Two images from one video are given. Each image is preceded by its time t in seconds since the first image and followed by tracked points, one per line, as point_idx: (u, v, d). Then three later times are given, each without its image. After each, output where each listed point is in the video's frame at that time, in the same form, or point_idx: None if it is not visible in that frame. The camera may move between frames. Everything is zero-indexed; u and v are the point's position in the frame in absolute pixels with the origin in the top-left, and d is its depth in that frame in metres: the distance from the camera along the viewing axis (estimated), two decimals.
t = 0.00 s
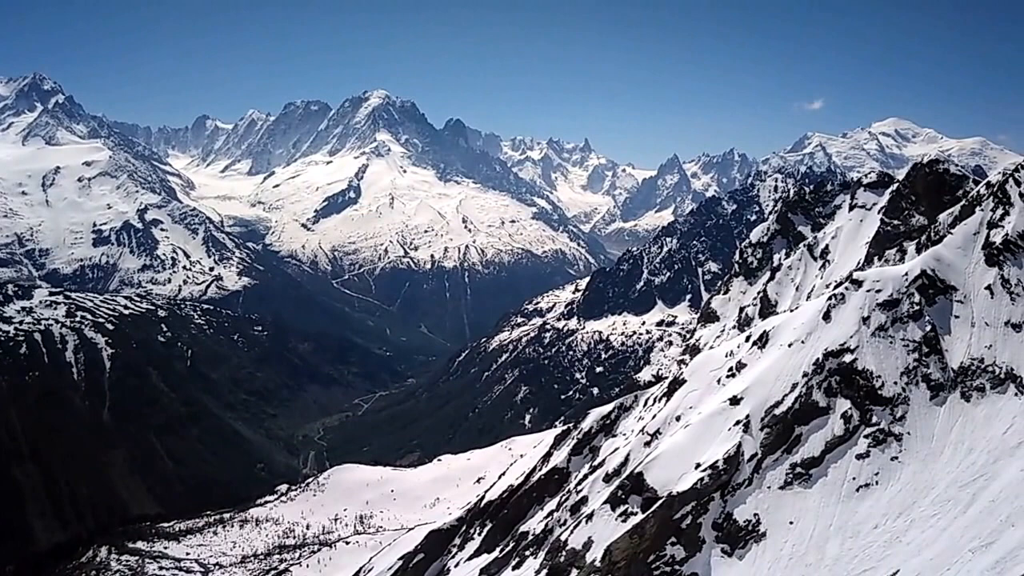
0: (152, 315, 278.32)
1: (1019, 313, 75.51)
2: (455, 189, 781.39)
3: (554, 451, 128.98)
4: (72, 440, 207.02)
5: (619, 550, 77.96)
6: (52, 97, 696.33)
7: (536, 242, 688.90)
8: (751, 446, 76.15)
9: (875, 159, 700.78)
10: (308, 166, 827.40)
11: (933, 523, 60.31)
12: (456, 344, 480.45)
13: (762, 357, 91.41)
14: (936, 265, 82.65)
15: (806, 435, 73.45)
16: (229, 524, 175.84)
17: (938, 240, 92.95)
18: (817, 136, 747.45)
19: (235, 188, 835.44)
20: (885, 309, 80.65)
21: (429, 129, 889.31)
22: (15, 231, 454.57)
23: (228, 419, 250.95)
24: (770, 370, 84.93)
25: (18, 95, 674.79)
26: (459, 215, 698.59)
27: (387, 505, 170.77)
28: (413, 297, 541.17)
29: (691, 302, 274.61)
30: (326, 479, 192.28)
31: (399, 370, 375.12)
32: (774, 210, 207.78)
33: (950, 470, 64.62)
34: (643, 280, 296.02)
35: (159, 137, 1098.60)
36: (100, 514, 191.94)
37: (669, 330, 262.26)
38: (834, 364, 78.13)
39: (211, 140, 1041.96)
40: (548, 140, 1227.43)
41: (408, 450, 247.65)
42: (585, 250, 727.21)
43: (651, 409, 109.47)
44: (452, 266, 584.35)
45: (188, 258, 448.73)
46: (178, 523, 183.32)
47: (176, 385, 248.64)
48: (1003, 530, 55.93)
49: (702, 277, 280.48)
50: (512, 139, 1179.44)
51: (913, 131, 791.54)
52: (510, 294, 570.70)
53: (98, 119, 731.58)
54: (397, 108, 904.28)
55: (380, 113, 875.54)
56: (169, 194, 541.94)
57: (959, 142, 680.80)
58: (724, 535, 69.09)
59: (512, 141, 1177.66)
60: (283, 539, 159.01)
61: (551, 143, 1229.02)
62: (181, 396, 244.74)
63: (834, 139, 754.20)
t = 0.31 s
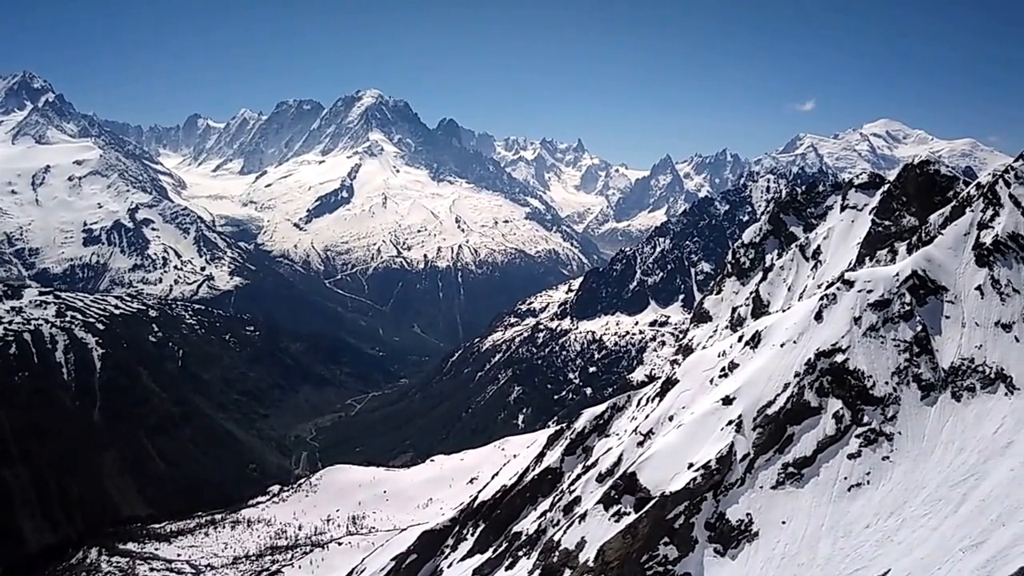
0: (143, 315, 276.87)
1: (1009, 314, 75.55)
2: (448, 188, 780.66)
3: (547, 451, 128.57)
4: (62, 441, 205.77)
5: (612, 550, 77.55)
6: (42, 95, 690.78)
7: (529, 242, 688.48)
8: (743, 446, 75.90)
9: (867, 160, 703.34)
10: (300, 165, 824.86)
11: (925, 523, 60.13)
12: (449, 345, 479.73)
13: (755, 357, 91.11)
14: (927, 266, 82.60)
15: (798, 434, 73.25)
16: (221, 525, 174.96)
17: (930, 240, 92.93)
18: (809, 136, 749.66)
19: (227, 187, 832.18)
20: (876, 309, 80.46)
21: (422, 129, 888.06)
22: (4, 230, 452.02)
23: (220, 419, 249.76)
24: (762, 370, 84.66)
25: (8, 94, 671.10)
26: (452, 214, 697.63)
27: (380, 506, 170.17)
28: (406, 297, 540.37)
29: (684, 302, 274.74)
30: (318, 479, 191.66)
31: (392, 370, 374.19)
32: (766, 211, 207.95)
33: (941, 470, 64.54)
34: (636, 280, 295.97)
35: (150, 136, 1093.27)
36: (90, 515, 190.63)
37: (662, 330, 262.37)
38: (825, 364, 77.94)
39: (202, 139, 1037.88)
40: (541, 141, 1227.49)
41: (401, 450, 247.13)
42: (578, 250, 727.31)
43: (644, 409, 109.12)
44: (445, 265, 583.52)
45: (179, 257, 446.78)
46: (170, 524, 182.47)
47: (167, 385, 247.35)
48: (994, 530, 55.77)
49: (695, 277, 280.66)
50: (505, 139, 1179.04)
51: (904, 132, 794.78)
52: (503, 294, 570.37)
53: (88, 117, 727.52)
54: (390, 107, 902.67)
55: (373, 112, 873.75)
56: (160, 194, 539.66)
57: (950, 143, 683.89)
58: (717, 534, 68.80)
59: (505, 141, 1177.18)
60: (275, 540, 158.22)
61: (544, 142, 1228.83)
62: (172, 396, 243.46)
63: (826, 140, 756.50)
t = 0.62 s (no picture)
0: (138, 315, 275.74)
1: (1005, 313, 74.91)
2: (445, 189, 779.59)
3: (545, 451, 127.83)
4: (56, 442, 204.86)
5: (609, 550, 76.80)
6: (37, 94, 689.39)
7: (527, 242, 687.79)
8: (740, 446, 75.20)
9: (863, 161, 703.85)
10: (296, 165, 823.07)
11: (920, 522, 59.35)
12: (447, 345, 478.83)
13: (752, 357, 90.47)
14: (922, 266, 82.03)
15: (794, 435, 72.58)
16: (216, 526, 173.94)
17: (924, 241, 92.41)
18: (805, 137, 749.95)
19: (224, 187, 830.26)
20: (872, 309, 79.83)
21: (419, 128, 886.74)
22: None
23: (215, 420, 248.74)
24: (758, 370, 83.95)
25: (3, 93, 669.42)
26: (449, 214, 696.60)
27: (377, 506, 169.33)
28: (403, 297, 539.43)
29: (681, 303, 274.07)
30: (314, 480, 190.81)
31: (389, 370, 372.99)
32: (763, 211, 207.44)
33: (936, 470, 63.79)
34: (633, 280, 295.27)
35: (146, 135, 1090.04)
36: (85, 516, 189.58)
37: (659, 330, 261.82)
38: (822, 364, 77.28)
39: (198, 139, 1035.53)
40: (538, 141, 1226.83)
41: (398, 450, 246.39)
42: (576, 250, 726.81)
43: (641, 409, 108.41)
44: (442, 265, 582.64)
45: (174, 257, 445.40)
46: (165, 525, 181.42)
47: (163, 385, 246.30)
48: (990, 529, 54.97)
49: (692, 277, 280.00)
50: (502, 140, 1178.42)
51: (901, 133, 795.79)
52: (501, 294, 569.70)
53: (83, 117, 725.29)
54: (387, 107, 901.24)
55: (369, 112, 872.34)
56: (155, 193, 538.32)
57: (946, 144, 684.92)
58: (713, 534, 68.07)
59: (503, 141, 1176.50)
60: (271, 541, 157.34)
61: (541, 143, 1228.16)
62: (168, 396, 242.38)
63: (822, 141, 756.99)
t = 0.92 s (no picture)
0: (138, 315, 276.22)
1: (1003, 314, 75.53)
2: (444, 189, 779.99)
3: (543, 451, 128.55)
4: (57, 442, 205.48)
5: (608, 550, 77.42)
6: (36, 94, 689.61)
7: (525, 242, 688.51)
8: (739, 446, 75.82)
9: (862, 161, 705.20)
10: (295, 165, 823.87)
11: (920, 523, 59.96)
12: (446, 345, 479.45)
13: (750, 358, 91.17)
14: (921, 267, 82.75)
15: (793, 435, 73.21)
16: (216, 526, 174.46)
17: (923, 241, 93.12)
18: (803, 138, 751.29)
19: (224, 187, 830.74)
20: (871, 310, 80.48)
21: (417, 129, 887.31)
22: None
23: (215, 420, 249.20)
24: (757, 370, 84.60)
25: (2, 93, 669.50)
26: (448, 214, 697.37)
27: (376, 506, 169.94)
28: (402, 297, 540.30)
29: (680, 303, 274.85)
30: (314, 479, 191.30)
31: (387, 370, 373.56)
32: (761, 212, 208.24)
33: (935, 470, 64.45)
34: (632, 280, 296.04)
35: (144, 135, 1089.86)
36: (84, 515, 189.95)
37: (658, 331, 262.73)
38: (821, 364, 77.95)
39: (197, 140, 1036.06)
40: (537, 141, 1228.15)
41: (397, 450, 247.11)
42: (574, 250, 727.98)
43: (640, 409, 109.10)
44: (441, 265, 583.46)
45: (173, 257, 445.66)
46: (165, 525, 181.78)
47: (163, 385, 246.78)
48: (989, 530, 55.60)
49: (690, 277, 280.62)
50: (501, 140, 1179.46)
51: (899, 134, 797.10)
52: (499, 294, 570.62)
53: (82, 117, 725.64)
54: (386, 107, 901.42)
55: (368, 112, 873.09)
56: (155, 193, 538.15)
57: (944, 144, 686.18)
58: (712, 535, 68.68)
59: (501, 141, 1177.65)
60: (270, 540, 157.92)
61: (540, 143, 1228.62)
62: (167, 396, 242.92)
63: (821, 141, 758.25)
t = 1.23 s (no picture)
0: (140, 315, 276.42)
1: (1005, 315, 75.81)
2: (444, 189, 780.38)
3: (544, 451, 128.91)
4: (59, 442, 205.90)
5: (609, 550, 77.76)
6: (38, 95, 690.32)
7: (526, 242, 689.16)
8: (740, 447, 76.10)
9: (862, 161, 706.02)
10: (296, 166, 824.73)
11: (921, 524, 60.34)
12: (446, 345, 479.95)
13: (751, 358, 91.46)
14: (923, 267, 83.06)
15: (795, 435, 73.47)
16: (218, 525, 174.78)
17: (924, 241, 93.47)
18: (804, 139, 751.67)
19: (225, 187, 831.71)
20: (872, 310, 80.83)
21: (418, 129, 887.90)
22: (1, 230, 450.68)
23: (216, 419, 249.51)
24: (759, 371, 84.88)
25: (4, 93, 670.24)
26: (449, 215, 698.02)
27: (377, 506, 170.20)
28: (402, 297, 540.99)
29: (680, 303, 275.26)
30: (315, 479, 191.59)
31: (388, 370, 373.75)
32: (762, 213, 208.46)
33: (936, 471, 64.81)
34: (633, 280, 296.41)
35: (145, 136, 1090.84)
36: (86, 514, 190.30)
37: (658, 331, 263.07)
38: (822, 365, 78.20)
39: (198, 140, 1037.22)
40: (537, 141, 1229.09)
41: (398, 450, 247.45)
42: (575, 251, 728.71)
43: (641, 409, 109.53)
44: (441, 266, 584.06)
45: (175, 258, 446.00)
46: (167, 524, 182.16)
47: (164, 385, 247.15)
48: (991, 532, 55.97)
49: (691, 277, 280.90)
50: (501, 140, 1180.14)
51: (899, 134, 797.65)
52: (500, 294, 571.31)
53: (84, 117, 725.84)
54: (387, 108, 902.06)
55: (369, 113, 873.90)
56: (157, 194, 538.69)
57: (945, 145, 686.56)
58: (713, 535, 69.03)
59: (502, 142, 1178.36)
60: (272, 540, 158.26)
61: (540, 143, 1229.41)
62: (169, 396, 243.28)
63: (821, 142, 758.71)
